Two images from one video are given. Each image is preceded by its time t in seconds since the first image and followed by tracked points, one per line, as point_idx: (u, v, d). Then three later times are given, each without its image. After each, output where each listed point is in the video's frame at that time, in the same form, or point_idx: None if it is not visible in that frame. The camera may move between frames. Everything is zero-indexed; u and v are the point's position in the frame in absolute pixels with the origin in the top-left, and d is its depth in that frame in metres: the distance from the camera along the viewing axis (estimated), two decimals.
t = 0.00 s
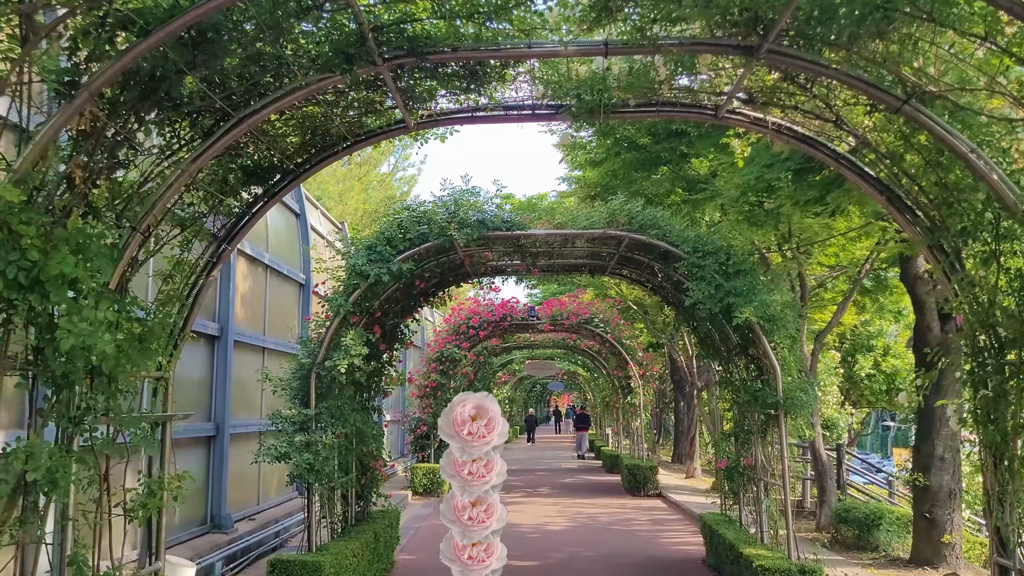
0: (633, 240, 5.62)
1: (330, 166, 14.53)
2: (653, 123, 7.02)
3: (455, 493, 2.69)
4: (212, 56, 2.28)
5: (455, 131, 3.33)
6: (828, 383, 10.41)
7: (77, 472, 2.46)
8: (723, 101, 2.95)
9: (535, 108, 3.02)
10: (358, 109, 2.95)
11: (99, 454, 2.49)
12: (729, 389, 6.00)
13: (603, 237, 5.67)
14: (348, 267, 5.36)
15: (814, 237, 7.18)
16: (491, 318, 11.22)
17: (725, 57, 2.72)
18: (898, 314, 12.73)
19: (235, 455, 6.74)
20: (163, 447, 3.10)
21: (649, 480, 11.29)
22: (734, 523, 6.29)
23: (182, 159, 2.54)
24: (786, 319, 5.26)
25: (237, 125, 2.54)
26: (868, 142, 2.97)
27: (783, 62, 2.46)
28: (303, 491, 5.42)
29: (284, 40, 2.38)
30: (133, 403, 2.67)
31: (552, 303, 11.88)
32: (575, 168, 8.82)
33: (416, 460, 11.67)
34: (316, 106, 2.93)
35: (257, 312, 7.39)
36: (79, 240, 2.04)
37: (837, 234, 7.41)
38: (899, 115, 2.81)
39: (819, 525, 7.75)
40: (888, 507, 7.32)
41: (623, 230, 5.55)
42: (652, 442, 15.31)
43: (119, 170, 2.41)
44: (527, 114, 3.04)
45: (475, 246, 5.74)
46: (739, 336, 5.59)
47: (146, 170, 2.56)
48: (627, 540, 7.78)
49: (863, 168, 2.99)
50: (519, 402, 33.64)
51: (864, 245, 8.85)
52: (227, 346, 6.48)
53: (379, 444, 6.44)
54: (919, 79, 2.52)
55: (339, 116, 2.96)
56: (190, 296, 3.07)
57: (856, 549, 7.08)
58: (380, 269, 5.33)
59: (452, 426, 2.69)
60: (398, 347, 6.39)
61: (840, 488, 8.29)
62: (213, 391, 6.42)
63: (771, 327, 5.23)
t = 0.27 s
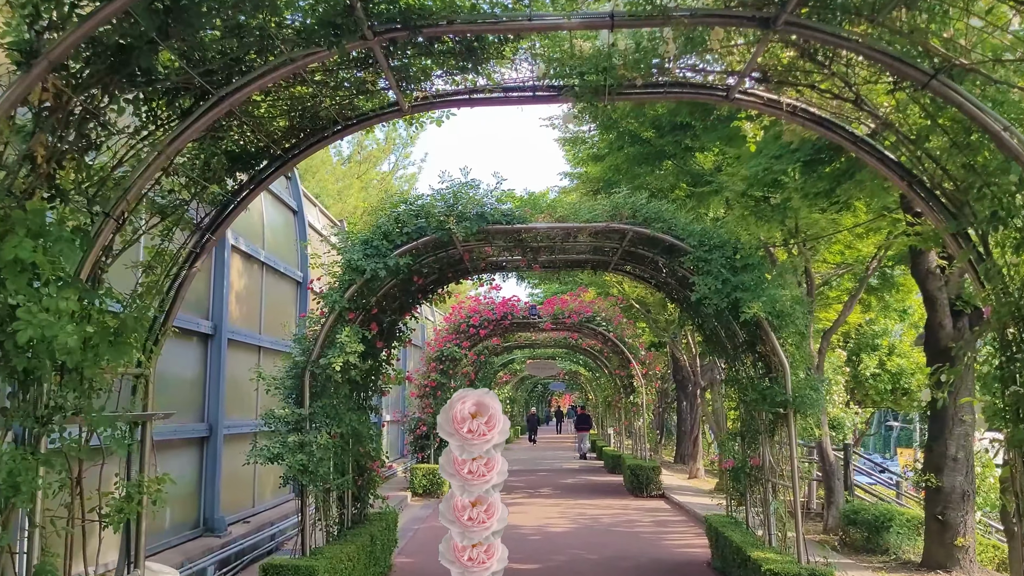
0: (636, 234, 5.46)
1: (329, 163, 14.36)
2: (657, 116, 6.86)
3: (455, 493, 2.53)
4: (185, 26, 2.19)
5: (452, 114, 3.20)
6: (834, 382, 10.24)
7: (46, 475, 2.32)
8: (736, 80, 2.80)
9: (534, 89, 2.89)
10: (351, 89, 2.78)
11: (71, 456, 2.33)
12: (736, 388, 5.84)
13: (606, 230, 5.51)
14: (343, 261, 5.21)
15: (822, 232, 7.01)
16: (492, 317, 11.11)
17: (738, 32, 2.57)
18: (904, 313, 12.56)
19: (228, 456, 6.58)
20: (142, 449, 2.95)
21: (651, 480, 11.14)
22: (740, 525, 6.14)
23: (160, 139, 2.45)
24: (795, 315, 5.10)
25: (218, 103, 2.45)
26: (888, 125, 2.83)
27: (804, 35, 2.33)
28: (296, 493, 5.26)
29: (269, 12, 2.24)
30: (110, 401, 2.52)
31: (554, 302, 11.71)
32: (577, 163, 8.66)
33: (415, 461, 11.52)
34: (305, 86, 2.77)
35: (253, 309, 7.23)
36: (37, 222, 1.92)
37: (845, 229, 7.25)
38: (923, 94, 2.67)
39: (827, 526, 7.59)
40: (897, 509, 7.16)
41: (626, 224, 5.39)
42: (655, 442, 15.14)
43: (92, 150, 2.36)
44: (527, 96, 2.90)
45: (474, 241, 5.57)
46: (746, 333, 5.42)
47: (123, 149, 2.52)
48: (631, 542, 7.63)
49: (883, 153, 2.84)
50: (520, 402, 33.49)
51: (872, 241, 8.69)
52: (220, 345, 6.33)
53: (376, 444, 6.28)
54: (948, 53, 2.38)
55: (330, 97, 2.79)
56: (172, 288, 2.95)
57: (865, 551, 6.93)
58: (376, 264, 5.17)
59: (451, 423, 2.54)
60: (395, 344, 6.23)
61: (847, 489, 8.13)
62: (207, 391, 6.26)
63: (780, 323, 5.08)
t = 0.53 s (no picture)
0: (642, 230, 5.27)
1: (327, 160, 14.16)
2: (661, 109, 6.66)
3: (454, 498, 2.35)
4: None
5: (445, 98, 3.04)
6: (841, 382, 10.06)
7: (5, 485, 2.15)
8: (752, 63, 2.63)
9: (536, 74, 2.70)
10: (341, 71, 2.63)
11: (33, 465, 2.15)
12: (744, 389, 5.66)
13: (610, 225, 5.32)
14: (338, 257, 5.03)
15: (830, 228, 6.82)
16: (493, 315, 10.93)
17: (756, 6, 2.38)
18: (910, 311, 12.36)
19: (220, 459, 6.39)
20: (117, 455, 2.79)
21: (655, 482, 10.95)
22: (748, 531, 5.95)
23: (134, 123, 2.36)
24: (806, 313, 4.92)
25: (194, 83, 2.36)
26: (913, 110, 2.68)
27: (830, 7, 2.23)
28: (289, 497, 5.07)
29: None
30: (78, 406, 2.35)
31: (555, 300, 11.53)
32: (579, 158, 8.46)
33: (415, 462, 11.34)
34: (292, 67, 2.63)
35: (248, 307, 7.06)
36: None
37: (854, 226, 7.06)
38: (954, 73, 2.53)
39: (836, 529, 7.42)
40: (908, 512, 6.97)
41: (631, 219, 5.21)
42: (657, 442, 14.95)
43: (56, 132, 2.42)
44: (528, 79, 2.73)
45: (473, 236, 5.39)
46: (755, 332, 5.23)
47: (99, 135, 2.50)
48: (635, 545, 7.45)
49: (907, 139, 2.69)
50: (521, 401, 33.33)
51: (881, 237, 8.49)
52: (212, 343, 6.15)
53: (372, 446, 6.10)
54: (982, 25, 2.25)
55: (318, 78, 2.64)
56: (151, 283, 2.82)
57: (875, 556, 6.76)
58: (372, 260, 4.98)
59: (450, 426, 2.36)
60: (392, 344, 6.04)
61: (856, 491, 7.96)
62: (198, 391, 6.08)
63: (791, 322, 4.90)
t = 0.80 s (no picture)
0: (647, 225, 5.12)
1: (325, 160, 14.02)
2: (665, 103, 6.51)
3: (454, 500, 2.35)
4: None
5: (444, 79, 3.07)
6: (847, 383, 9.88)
7: None
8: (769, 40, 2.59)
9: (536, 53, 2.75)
10: (329, 48, 2.67)
11: None
12: (752, 389, 5.49)
13: (613, 220, 5.16)
14: (333, 254, 4.87)
15: (838, 225, 6.66)
16: (493, 315, 10.77)
17: None
18: (916, 311, 12.19)
19: (214, 462, 6.22)
20: (93, 458, 2.63)
21: (658, 484, 10.78)
22: (755, 535, 5.79)
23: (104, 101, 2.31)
24: (818, 310, 4.77)
25: (168, 57, 2.30)
26: (943, 88, 2.68)
27: None
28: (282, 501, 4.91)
29: None
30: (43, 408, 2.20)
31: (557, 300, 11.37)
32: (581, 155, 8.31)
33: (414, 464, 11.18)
34: (275, 44, 2.65)
35: (243, 307, 6.91)
36: None
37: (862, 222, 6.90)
38: (988, 48, 2.56)
39: (844, 533, 7.25)
40: (918, 516, 6.81)
41: (635, 214, 5.05)
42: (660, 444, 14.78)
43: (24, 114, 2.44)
44: (531, 59, 2.75)
45: (473, 231, 5.23)
46: (764, 331, 5.08)
47: (65, 113, 2.52)
48: (639, 550, 7.28)
49: (933, 121, 2.62)
50: (521, 403, 33.16)
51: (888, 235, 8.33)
52: (206, 343, 5.99)
53: (369, 449, 5.93)
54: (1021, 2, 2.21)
55: (305, 58, 2.67)
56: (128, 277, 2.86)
57: (886, 561, 6.59)
58: (368, 256, 4.83)
59: (446, 426, 2.34)
60: (390, 343, 5.88)
61: (864, 493, 7.79)
62: (191, 393, 5.92)
63: (801, 319, 4.74)
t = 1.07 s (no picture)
0: (653, 222, 4.95)
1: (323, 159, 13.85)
2: (670, 98, 6.35)
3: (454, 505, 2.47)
4: None
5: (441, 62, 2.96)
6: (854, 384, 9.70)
7: None
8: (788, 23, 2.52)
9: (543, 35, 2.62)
10: (319, 29, 2.62)
11: None
12: (761, 391, 5.32)
13: (618, 217, 4.99)
14: (328, 251, 4.71)
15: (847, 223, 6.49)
16: (494, 316, 10.61)
17: None
18: (922, 312, 12.02)
19: (206, 466, 6.05)
20: (62, 467, 2.68)
21: (661, 487, 10.61)
22: (764, 542, 5.62)
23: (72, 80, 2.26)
24: (830, 309, 4.61)
25: (140, 32, 2.24)
26: (975, 73, 2.72)
27: None
28: (275, 508, 4.74)
29: None
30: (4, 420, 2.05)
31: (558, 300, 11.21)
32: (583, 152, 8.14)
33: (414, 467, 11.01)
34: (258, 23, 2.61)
35: (237, 306, 6.74)
36: None
37: (871, 220, 6.73)
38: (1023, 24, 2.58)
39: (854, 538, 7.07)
40: (930, 522, 6.63)
41: (640, 210, 4.87)
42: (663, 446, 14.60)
43: None
44: (534, 42, 2.65)
45: (472, 229, 5.06)
46: (774, 331, 4.91)
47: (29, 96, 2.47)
48: (644, 555, 7.12)
49: (965, 108, 2.67)
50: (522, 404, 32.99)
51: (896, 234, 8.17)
52: (197, 345, 5.81)
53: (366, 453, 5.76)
54: None
55: (291, 37, 2.62)
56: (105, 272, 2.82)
57: (896, 568, 6.42)
58: (364, 254, 4.66)
59: (447, 431, 2.46)
60: (386, 344, 5.71)
61: (874, 498, 7.62)
62: (182, 395, 5.75)
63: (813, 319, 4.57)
